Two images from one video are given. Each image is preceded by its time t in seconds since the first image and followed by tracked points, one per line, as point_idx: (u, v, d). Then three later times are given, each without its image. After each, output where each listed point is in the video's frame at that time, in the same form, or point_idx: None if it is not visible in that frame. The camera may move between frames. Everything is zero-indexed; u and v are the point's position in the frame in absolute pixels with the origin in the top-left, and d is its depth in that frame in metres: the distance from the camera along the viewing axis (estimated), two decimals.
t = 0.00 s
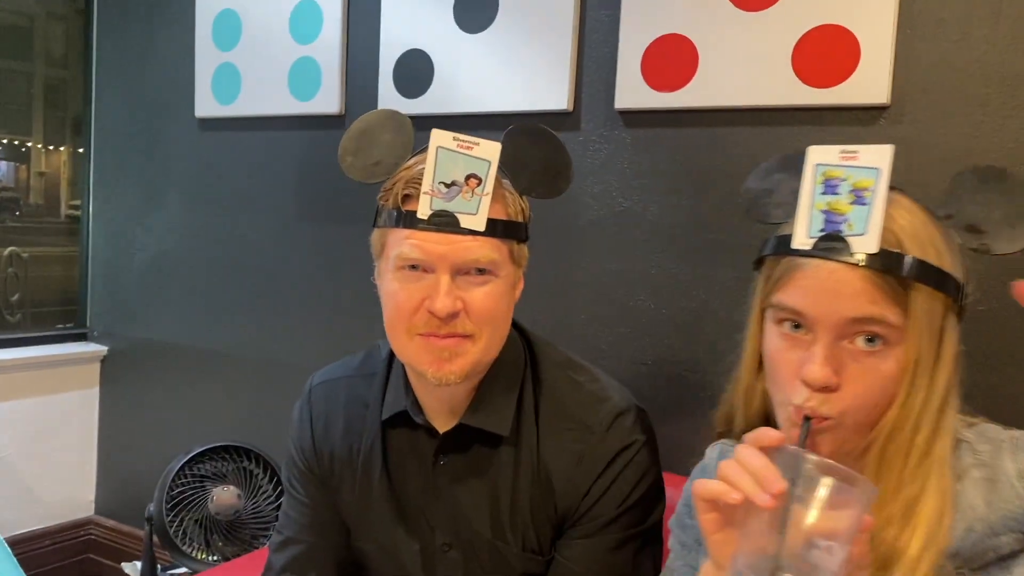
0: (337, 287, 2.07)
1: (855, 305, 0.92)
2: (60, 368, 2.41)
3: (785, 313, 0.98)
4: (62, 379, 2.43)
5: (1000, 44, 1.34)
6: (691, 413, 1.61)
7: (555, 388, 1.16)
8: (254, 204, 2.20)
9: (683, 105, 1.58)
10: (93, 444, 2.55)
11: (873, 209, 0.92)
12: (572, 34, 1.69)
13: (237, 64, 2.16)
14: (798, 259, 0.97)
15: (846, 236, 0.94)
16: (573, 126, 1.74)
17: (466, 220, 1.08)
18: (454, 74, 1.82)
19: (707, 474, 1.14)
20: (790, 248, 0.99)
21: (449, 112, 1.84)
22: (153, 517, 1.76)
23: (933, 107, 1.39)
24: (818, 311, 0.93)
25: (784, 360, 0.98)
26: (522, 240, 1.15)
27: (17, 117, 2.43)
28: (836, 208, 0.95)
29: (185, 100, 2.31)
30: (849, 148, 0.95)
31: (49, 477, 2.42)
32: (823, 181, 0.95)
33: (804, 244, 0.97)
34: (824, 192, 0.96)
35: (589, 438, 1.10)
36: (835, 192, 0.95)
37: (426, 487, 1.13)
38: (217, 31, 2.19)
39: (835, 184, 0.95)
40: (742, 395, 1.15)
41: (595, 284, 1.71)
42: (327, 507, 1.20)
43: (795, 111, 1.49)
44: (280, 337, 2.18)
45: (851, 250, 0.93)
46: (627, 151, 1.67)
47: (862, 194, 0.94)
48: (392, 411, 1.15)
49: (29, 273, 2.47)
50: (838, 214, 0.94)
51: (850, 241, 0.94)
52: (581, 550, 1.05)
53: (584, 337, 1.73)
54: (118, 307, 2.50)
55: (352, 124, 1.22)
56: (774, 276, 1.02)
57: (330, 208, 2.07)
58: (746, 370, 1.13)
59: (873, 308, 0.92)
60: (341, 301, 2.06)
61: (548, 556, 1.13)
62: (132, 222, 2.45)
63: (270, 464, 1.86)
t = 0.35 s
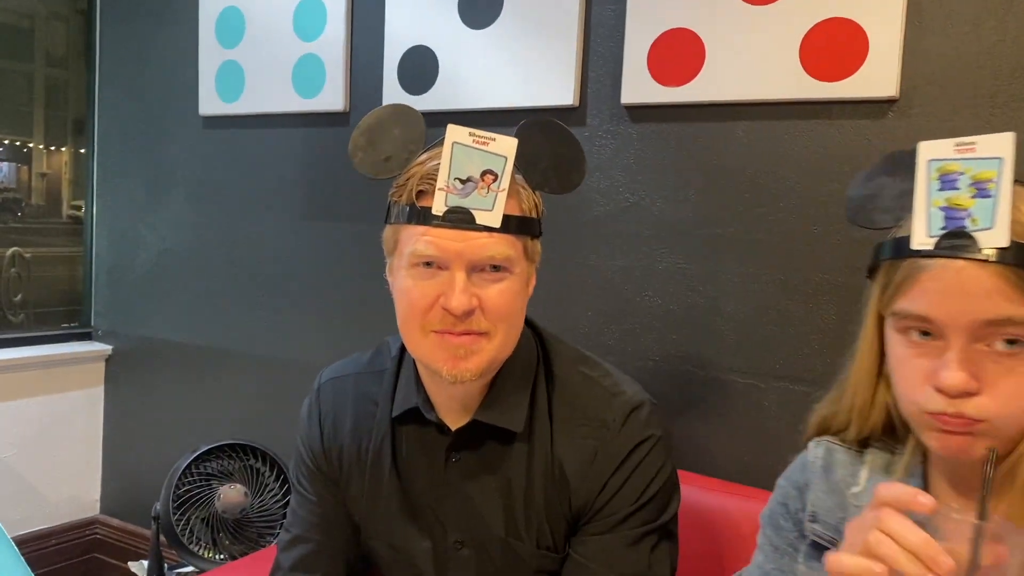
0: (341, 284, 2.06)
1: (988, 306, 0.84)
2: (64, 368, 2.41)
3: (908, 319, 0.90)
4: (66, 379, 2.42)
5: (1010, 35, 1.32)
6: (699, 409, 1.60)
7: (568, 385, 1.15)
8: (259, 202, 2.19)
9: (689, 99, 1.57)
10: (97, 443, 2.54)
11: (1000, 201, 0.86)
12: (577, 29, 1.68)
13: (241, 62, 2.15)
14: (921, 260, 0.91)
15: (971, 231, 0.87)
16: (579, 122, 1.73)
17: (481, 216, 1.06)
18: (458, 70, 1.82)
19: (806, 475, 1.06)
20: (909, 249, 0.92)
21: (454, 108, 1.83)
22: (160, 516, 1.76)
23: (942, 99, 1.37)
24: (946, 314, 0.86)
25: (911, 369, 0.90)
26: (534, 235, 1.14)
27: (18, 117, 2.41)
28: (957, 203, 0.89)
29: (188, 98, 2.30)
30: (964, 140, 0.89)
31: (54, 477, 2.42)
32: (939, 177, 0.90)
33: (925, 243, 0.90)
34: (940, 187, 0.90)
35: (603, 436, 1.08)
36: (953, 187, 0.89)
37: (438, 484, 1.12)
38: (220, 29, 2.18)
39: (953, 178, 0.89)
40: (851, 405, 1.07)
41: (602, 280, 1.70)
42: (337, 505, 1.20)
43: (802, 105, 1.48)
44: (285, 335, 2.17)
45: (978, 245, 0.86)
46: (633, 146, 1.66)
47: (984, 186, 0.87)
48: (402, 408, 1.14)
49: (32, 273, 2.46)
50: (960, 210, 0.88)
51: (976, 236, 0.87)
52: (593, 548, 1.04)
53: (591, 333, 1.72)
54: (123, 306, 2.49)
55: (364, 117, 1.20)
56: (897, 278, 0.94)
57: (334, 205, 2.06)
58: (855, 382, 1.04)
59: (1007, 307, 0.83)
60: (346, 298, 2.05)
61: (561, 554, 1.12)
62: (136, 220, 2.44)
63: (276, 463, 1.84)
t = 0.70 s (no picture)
0: (343, 288, 2.05)
1: None
2: (66, 376, 2.39)
3: (980, 321, 0.89)
4: (69, 386, 2.41)
5: (1019, 25, 1.30)
6: (705, 410, 1.58)
7: (575, 389, 1.13)
8: (260, 206, 2.18)
9: (692, 96, 1.55)
10: (100, 451, 2.53)
11: None
12: (578, 27, 1.66)
13: (240, 65, 2.13)
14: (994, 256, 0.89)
15: None
16: (581, 121, 1.71)
17: (486, 218, 1.05)
18: (459, 70, 1.80)
19: (873, 490, 1.04)
20: (981, 248, 0.91)
21: (455, 108, 1.81)
22: (162, 524, 1.73)
23: (949, 92, 1.35)
24: (1012, 313, 0.84)
25: (981, 372, 0.88)
26: (540, 236, 1.12)
27: (18, 125, 2.40)
28: None
29: (188, 103, 2.29)
30: None
31: (57, 484, 2.41)
32: (1012, 174, 0.89)
33: (995, 241, 0.89)
34: (1013, 185, 0.89)
35: (611, 440, 1.07)
36: None
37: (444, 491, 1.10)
38: (218, 32, 2.17)
39: None
40: (941, 417, 1.03)
41: (606, 280, 1.69)
42: (341, 512, 1.18)
43: (807, 101, 1.47)
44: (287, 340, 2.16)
45: None
46: (636, 144, 1.65)
47: None
48: (407, 413, 1.13)
49: (33, 280, 2.46)
50: None
51: None
52: (605, 552, 1.02)
53: (596, 334, 1.70)
54: (124, 313, 2.48)
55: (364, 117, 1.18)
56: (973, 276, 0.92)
57: (336, 209, 2.05)
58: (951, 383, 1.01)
59: None
60: (348, 302, 2.04)
61: (572, 560, 1.10)
62: (137, 226, 2.43)
63: (279, 469, 1.84)
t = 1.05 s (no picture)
0: (347, 293, 2.04)
1: None
2: (70, 379, 2.39)
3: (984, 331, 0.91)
4: (72, 389, 2.40)
5: None
6: (713, 416, 1.57)
7: (585, 402, 1.12)
8: (263, 211, 2.17)
9: (698, 102, 1.54)
10: (102, 455, 2.52)
11: None
12: (583, 32, 1.65)
13: (243, 69, 2.13)
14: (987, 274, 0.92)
15: None
16: (586, 125, 1.70)
17: (496, 230, 1.04)
18: (462, 75, 1.79)
19: (868, 506, 1.09)
20: (986, 259, 0.93)
21: (458, 113, 1.81)
22: (167, 531, 1.73)
23: (958, 98, 1.34)
24: (1015, 322, 0.86)
25: (984, 381, 0.90)
26: (550, 247, 1.11)
27: (21, 126, 2.40)
28: None
29: (191, 107, 2.29)
30: None
31: (59, 489, 2.40)
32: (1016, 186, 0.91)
33: (1000, 251, 0.91)
34: (1019, 197, 0.91)
35: (621, 453, 1.06)
36: None
37: (452, 504, 1.09)
38: (221, 36, 2.16)
39: None
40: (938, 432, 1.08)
41: (612, 285, 1.67)
42: (347, 523, 1.17)
43: (814, 107, 1.46)
44: (291, 345, 2.15)
45: None
46: (642, 149, 1.64)
47: None
48: (414, 425, 1.12)
49: (36, 282, 2.46)
50: None
51: None
52: (616, 567, 1.02)
53: (601, 340, 1.69)
54: (127, 317, 2.47)
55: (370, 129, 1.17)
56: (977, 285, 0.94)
57: (340, 214, 2.04)
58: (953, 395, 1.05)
59: None
60: (352, 307, 2.03)
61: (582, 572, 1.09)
62: (140, 229, 2.42)
63: (284, 475, 1.83)
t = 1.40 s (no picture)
0: (356, 285, 2.02)
1: None
2: (75, 369, 2.38)
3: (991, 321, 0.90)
4: (75, 379, 2.38)
5: None
6: (726, 414, 1.55)
7: (604, 401, 1.10)
8: (271, 202, 2.15)
9: (716, 94, 1.51)
10: (107, 446, 2.51)
11: None
12: (599, 22, 1.62)
13: (252, 58, 2.10)
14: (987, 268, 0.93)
15: None
16: (600, 117, 1.67)
17: (520, 225, 1.02)
18: (475, 65, 1.77)
19: (863, 515, 1.06)
20: (992, 246, 0.93)
21: (470, 104, 1.78)
22: (173, 523, 1.72)
23: (982, 92, 1.31)
24: None
25: (987, 370, 0.89)
26: (572, 243, 1.09)
27: (25, 114, 2.37)
28: None
29: (199, 95, 2.26)
30: None
31: (64, 480, 2.39)
32: None
33: (1006, 239, 0.90)
34: None
35: (642, 453, 1.04)
36: None
37: (469, 504, 1.07)
38: (230, 24, 2.14)
39: None
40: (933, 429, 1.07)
41: (625, 281, 1.65)
42: (359, 520, 1.15)
43: (835, 101, 1.43)
44: (298, 338, 2.13)
45: None
46: (657, 142, 1.61)
47: None
48: (431, 422, 1.10)
49: (41, 270, 2.43)
50: None
51: None
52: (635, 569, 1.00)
53: (614, 335, 1.67)
54: (133, 307, 2.45)
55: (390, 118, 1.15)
56: (981, 276, 0.94)
57: (348, 205, 2.02)
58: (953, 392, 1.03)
59: None
60: (360, 300, 2.01)
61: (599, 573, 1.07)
62: (146, 219, 2.40)
63: (291, 468, 1.79)
